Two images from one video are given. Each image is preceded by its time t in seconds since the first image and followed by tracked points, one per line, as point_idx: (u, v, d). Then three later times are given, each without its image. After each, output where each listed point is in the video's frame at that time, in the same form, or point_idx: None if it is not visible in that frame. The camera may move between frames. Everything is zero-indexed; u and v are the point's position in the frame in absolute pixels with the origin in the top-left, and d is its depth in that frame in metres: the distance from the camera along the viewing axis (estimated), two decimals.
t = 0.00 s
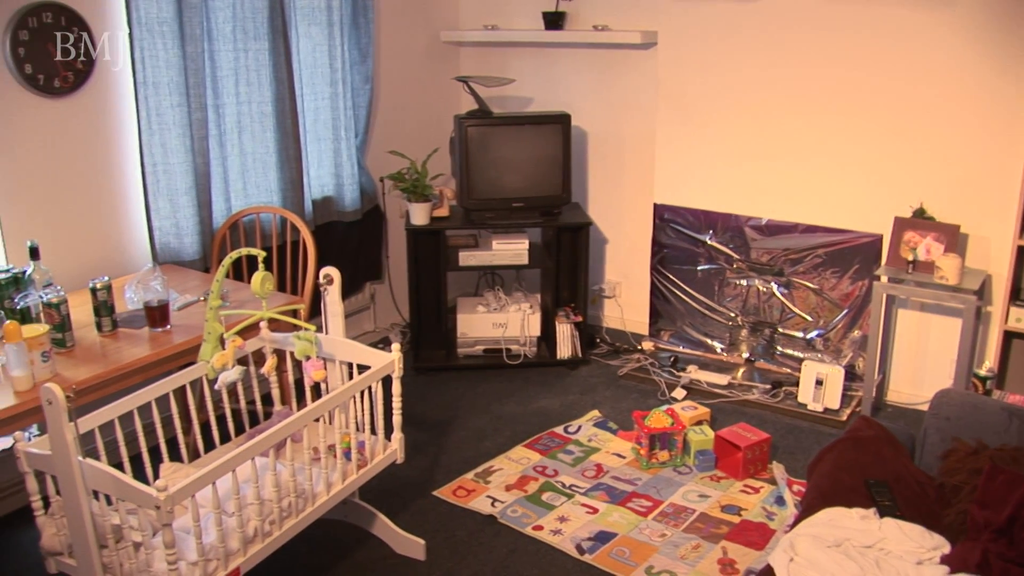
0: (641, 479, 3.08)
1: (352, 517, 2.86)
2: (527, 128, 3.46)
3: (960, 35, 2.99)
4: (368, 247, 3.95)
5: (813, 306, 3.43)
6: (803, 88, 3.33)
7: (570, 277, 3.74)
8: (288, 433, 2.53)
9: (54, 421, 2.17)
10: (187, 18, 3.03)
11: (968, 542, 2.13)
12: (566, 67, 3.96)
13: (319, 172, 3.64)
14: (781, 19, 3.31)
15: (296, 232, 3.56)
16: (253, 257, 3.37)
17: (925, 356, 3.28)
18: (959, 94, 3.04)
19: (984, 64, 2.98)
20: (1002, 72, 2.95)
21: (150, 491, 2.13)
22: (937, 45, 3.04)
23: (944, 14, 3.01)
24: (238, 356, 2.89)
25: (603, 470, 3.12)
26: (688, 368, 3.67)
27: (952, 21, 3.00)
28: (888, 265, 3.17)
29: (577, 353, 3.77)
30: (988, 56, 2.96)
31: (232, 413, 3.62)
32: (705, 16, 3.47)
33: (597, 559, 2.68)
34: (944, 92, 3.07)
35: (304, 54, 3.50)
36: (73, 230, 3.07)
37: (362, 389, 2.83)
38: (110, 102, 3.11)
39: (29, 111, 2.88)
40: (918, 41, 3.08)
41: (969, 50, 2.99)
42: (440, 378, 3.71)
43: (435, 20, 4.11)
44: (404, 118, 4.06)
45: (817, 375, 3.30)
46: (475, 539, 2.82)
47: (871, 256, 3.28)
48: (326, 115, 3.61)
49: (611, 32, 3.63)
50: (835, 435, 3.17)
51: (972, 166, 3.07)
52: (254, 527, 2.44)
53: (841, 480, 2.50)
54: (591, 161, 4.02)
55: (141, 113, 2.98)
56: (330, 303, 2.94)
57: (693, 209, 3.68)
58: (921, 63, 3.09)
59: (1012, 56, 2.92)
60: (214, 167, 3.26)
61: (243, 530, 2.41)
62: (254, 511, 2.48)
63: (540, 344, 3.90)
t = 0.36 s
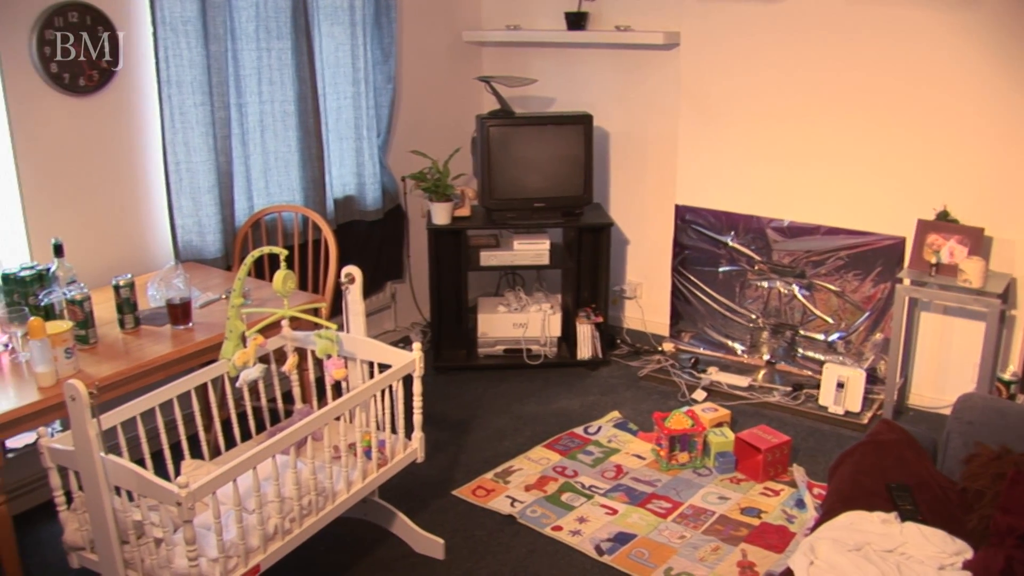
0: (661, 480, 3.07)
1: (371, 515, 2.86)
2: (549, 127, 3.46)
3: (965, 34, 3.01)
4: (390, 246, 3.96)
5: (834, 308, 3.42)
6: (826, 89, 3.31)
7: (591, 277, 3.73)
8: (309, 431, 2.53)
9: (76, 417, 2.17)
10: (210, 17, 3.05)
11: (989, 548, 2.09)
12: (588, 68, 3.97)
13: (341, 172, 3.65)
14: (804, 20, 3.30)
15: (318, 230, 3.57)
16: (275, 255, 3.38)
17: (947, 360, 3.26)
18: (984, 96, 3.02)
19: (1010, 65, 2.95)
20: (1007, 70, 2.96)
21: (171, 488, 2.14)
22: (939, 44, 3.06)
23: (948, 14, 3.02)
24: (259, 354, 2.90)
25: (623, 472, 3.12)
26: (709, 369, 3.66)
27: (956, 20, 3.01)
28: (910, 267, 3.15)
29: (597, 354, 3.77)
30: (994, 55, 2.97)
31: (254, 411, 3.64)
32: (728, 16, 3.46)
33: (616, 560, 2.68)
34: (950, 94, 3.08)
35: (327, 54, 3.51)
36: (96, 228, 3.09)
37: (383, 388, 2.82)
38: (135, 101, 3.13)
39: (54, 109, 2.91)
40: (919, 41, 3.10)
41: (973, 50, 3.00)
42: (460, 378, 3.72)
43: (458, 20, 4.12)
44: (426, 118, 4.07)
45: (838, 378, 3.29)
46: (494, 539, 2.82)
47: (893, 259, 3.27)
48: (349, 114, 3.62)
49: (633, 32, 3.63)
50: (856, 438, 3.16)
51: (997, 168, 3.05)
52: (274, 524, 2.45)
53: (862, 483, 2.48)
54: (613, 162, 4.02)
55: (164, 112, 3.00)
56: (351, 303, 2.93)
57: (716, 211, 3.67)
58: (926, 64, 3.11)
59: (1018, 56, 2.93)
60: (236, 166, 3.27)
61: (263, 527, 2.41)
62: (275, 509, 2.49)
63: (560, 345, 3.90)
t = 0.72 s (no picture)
0: (680, 482, 3.07)
1: (391, 514, 2.87)
2: (571, 127, 3.47)
3: (968, 34, 3.02)
4: (410, 245, 3.97)
5: (856, 311, 3.41)
6: (849, 90, 3.30)
7: (613, 278, 3.72)
8: (330, 429, 2.53)
9: (98, 413, 2.17)
10: (234, 16, 3.06)
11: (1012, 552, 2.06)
12: (610, 69, 3.97)
13: (363, 171, 3.67)
14: (827, 21, 3.29)
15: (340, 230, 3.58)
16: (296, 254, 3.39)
17: (970, 363, 3.25)
18: (1008, 97, 2.99)
19: None
20: (1008, 71, 2.97)
21: (192, 484, 2.15)
22: (939, 43, 3.09)
23: (950, 13, 3.04)
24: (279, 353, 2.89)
25: (643, 473, 3.11)
26: (729, 371, 3.65)
27: (957, 20, 3.03)
28: (933, 270, 3.13)
29: (618, 355, 3.77)
30: (1003, 55, 2.98)
31: (275, 408, 3.66)
32: (750, 17, 3.46)
33: (635, 561, 2.68)
34: (952, 96, 3.10)
35: (349, 53, 3.52)
36: (120, 226, 3.11)
37: (403, 387, 2.82)
38: (158, 100, 3.15)
39: (78, 108, 2.93)
40: (920, 42, 3.13)
41: (974, 50, 3.02)
42: (480, 378, 3.73)
43: (480, 20, 4.12)
44: (448, 118, 4.08)
45: (859, 381, 3.27)
46: (513, 539, 2.82)
47: (916, 262, 3.25)
48: (371, 114, 3.63)
49: (655, 32, 3.63)
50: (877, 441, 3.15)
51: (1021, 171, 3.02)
52: (295, 522, 2.45)
53: (883, 486, 2.46)
54: (635, 163, 4.02)
55: (187, 110, 3.02)
56: (373, 302, 2.93)
57: (737, 212, 3.66)
58: (927, 64, 3.13)
59: None
60: (258, 164, 3.29)
61: (283, 525, 2.41)
62: (295, 507, 2.49)
63: (581, 345, 3.90)
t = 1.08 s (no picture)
0: (699, 484, 3.06)
1: (409, 514, 2.87)
2: (592, 128, 3.48)
3: (982, 35, 3.02)
4: (430, 244, 3.97)
5: (877, 313, 3.39)
6: (871, 92, 3.29)
7: (632, 277, 3.73)
8: (349, 428, 2.52)
9: (120, 410, 2.18)
10: (256, 15, 3.07)
11: None
12: (631, 70, 3.98)
13: (383, 171, 3.68)
14: (849, 22, 3.28)
15: (360, 229, 3.59)
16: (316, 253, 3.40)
17: (992, 367, 3.23)
18: None
19: None
20: (1008, 71, 2.99)
21: (212, 482, 2.15)
22: (938, 43, 3.11)
23: (950, 14, 3.06)
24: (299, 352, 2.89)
25: (661, 474, 3.11)
26: (749, 373, 3.65)
27: (956, 20, 3.06)
28: (955, 273, 3.11)
29: (637, 355, 3.77)
30: None
31: (295, 407, 3.67)
32: (771, 18, 3.45)
33: (653, 563, 2.67)
34: (967, 97, 3.09)
35: (370, 52, 3.53)
36: (142, 224, 3.13)
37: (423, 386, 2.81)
38: (180, 99, 3.16)
39: (101, 106, 2.94)
40: (920, 42, 3.15)
41: (996, 51, 3.00)
42: (500, 377, 3.73)
43: (502, 20, 4.13)
44: (469, 118, 4.09)
45: (880, 384, 3.27)
46: (531, 539, 2.82)
47: (938, 264, 3.23)
48: (392, 114, 3.63)
49: (675, 33, 3.63)
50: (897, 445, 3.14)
51: None
52: (313, 520, 2.45)
53: (903, 489, 2.43)
54: (655, 164, 4.02)
55: (209, 109, 3.03)
56: (392, 301, 2.91)
57: (758, 213, 3.65)
58: (950, 65, 3.11)
59: None
60: (280, 163, 3.30)
61: (302, 523, 2.41)
62: (314, 505, 2.49)
63: (600, 346, 3.90)
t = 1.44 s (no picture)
0: (716, 485, 3.05)
1: (427, 513, 2.87)
2: (611, 129, 3.49)
3: (1003, 36, 3.00)
4: (449, 244, 3.98)
5: (896, 316, 3.37)
6: (891, 94, 3.28)
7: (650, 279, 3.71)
8: (367, 427, 2.51)
9: (139, 407, 2.18)
10: (276, 15, 3.09)
11: None
12: (650, 70, 3.98)
13: (402, 170, 3.69)
14: (870, 23, 3.27)
15: (379, 228, 3.60)
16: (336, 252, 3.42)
17: (1012, 370, 3.22)
18: None
19: None
20: (1013, 77, 3.01)
21: (230, 479, 2.15)
22: (940, 44, 3.14)
23: (950, 13, 3.09)
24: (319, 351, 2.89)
25: (678, 476, 3.10)
26: (767, 374, 3.64)
27: (955, 20, 3.08)
28: (976, 276, 3.08)
29: (654, 357, 3.76)
30: None
31: (313, 405, 3.68)
32: (791, 19, 3.44)
33: (670, 564, 2.67)
34: (989, 99, 3.07)
35: (390, 53, 3.54)
36: (161, 223, 3.14)
37: (440, 386, 2.79)
38: (200, 98, 3.17)
39: (122, 105, 2.96)
40: (942, 43, 3.13)
41: (1017, 51, 2.98)
42: (517, 377, 3.73)
43: (521, 20, 4.14)
44: (489, 119, 4.09)
45: (899, 387, 3.26)
46: (547, 540, 2.82)
47: (958, 267, 3.21)
48: (411, 113, 3.64)
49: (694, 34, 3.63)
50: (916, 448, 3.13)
51: None
52: (330, 519, 2.44)
53: (923, 494, 2.42)
54: (674, 165, 4.01)
55: (229, 108, 3.05)
56: (411, 301, 2.90)
57: (777, 215, 3.64)
58: (971, 66, 3.09)
59: None
60: (299, 162, 3.31)
61: (319, 521, 2.41)
62: (331, 504, 2.48)
63: (618, 347, 3.90)
